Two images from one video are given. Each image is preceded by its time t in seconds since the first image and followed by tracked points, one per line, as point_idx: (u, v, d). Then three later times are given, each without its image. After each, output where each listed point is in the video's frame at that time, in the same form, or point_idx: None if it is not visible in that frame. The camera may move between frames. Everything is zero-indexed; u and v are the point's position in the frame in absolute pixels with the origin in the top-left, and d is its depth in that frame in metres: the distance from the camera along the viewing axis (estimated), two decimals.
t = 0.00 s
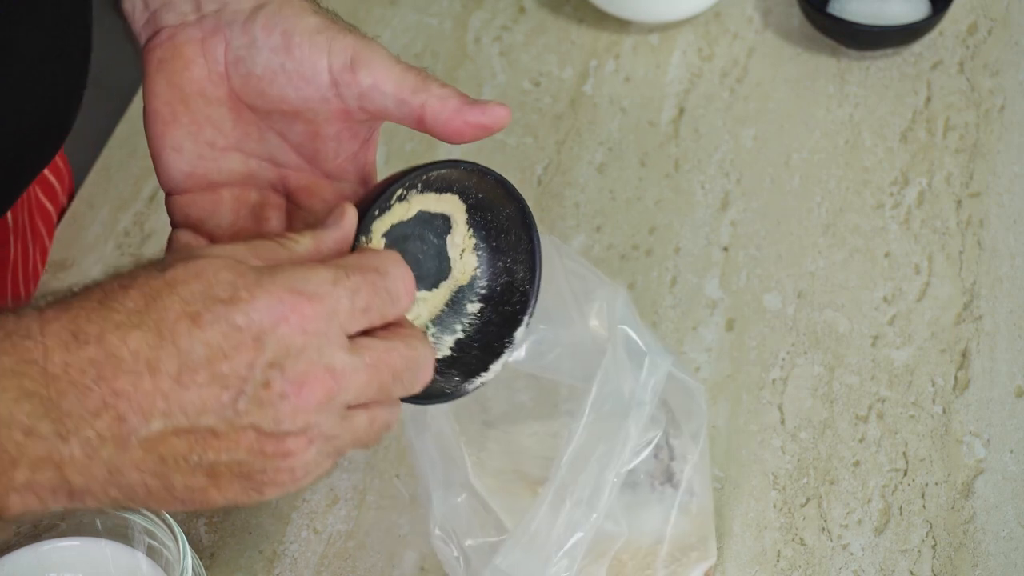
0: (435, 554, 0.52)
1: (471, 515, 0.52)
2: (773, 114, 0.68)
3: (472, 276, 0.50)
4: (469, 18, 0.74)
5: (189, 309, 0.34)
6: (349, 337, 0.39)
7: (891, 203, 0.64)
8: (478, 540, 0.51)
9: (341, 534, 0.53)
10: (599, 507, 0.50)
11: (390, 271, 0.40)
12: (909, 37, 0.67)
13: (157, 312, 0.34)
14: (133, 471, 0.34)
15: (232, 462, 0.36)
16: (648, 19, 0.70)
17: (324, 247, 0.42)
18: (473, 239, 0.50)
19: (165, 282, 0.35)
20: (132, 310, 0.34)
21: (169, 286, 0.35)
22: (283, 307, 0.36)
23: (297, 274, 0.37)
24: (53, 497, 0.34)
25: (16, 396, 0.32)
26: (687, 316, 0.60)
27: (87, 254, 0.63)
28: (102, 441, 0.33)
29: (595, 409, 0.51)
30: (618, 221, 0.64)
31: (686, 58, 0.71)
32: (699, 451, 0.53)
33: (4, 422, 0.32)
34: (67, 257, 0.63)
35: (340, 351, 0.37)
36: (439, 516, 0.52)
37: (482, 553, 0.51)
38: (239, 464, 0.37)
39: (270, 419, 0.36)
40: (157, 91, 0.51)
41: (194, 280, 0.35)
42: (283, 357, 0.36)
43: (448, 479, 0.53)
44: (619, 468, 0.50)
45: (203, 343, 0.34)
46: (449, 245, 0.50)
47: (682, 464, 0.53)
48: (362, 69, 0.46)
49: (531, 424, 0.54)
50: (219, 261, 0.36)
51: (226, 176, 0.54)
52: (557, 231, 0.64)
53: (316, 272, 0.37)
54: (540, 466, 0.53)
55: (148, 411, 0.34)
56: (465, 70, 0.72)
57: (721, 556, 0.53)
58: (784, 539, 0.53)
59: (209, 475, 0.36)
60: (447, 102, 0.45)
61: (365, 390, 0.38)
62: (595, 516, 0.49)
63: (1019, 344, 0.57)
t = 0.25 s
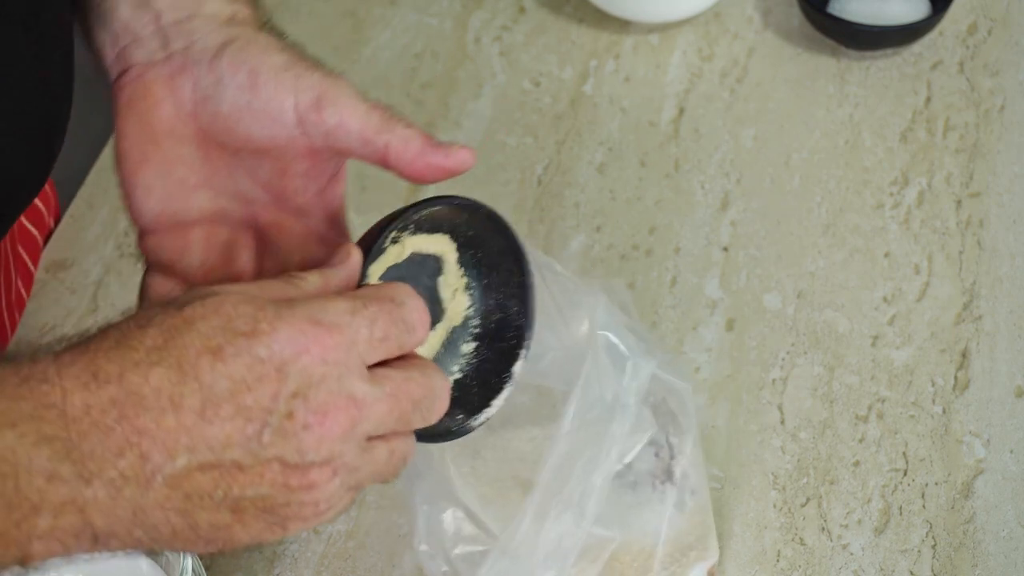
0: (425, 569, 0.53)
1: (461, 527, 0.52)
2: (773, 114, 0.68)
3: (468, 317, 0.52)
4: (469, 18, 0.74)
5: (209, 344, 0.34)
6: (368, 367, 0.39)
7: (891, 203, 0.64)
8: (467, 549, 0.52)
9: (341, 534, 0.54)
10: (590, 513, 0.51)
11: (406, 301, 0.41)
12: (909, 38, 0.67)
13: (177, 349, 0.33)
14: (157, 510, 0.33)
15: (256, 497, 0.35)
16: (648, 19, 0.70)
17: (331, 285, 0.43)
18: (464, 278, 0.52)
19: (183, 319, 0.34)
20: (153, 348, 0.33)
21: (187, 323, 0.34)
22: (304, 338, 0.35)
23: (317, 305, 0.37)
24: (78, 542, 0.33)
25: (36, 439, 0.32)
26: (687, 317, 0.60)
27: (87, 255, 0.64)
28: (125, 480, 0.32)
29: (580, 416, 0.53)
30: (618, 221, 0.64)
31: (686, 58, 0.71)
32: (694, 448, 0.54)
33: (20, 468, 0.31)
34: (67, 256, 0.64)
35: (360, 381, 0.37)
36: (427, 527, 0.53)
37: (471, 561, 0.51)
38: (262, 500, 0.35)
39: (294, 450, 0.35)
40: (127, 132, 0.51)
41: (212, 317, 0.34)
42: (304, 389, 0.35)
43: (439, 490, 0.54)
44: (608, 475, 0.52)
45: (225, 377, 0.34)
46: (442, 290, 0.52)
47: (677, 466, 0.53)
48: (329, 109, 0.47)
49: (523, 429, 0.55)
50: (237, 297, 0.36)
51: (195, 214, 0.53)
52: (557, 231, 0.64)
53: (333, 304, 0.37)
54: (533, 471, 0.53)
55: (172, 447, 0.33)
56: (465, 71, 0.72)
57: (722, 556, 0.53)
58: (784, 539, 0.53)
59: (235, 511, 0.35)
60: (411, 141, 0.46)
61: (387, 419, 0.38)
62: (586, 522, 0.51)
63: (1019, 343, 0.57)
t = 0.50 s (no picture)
0: None
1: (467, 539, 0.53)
2: (773, 114, 0.68)
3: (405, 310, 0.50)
4: (469, 18, 0.74)
5: (159, 357, 0.35)
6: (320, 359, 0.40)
7: (891, 203, 0.64)
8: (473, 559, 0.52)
9: (341, 534, 0.55)
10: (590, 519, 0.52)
11: (343, 289, 0.41)
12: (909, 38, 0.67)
13: (130, 371, 0.35)
14: (137, 536, 0.36)
15: (235, 507, 0.37)
16: (648, 19, 0.70)
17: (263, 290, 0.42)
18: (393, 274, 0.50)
19: (134, 338, 0.35)
20: (105, 370, 0.35)
21: (138, 342, 0.35)
22: (253, 339, 0.36)
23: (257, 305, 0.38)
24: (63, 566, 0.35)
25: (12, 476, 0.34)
26: (687, 316, 0.60)
27: (86, 255, 0.64)
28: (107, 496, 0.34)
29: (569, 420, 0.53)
30: (618, 221, 0.64)
31: (686, 58, 0.71)
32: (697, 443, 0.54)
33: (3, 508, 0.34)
34: (66, 256, 0.64)
35: (316, 372, 0.38)
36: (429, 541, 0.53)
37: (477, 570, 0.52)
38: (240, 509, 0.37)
39: (264, 452, 0.36)
40: (107, 207, 0.53)
41: (161, 331, 0.35)
42: (263, 387, 0.36)
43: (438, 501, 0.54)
44: (604, 480, 0.52)
45: (182, 388, 0.35)
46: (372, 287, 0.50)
47: (679, 463, 0.53)
48: (327, 145, 0.51)
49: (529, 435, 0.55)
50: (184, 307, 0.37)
51: (190, 283, 0.55)
52: (557, 231, 0.64)
53: (274, 300, 0.38)
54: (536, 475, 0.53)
55: (143, 466, 0.34)
56: (464, 71, 0.72)
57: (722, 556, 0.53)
58: (784, 539, 0.53)
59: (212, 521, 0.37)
60: (418, 159, 0.50)
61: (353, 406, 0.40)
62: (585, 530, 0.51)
63: (1019, 343, 0.57)
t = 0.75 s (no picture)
0: None
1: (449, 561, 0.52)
2: (773, 114, 0.68)
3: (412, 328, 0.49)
4: (469, 18, 0.74)
5: (191, 376, 0.36)
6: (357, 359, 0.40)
7: (891, 203, 0.64)
8: None
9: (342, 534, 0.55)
10: (563, 526, 0.51)
11: (357, 284, 0.42)
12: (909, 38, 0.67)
13: (160, 390, 0.35)
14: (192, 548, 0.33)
15: (289, 504, 0.37)
16: (648, 19, 0.70)
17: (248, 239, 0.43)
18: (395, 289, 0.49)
19: (160, 360, 0.36)
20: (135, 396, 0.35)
21: (169, 364, 0.36)
22: (282, 339, 0.38)
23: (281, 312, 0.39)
24: None
25: (55, 490, 0.31)
26: (687, 316, 0.60)
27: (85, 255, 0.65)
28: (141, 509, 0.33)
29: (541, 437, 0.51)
30: (618, 221, 0.64)
31: (686, 58, 0.71)
32: (680, 442, 0.53)
33: (43, 525, 0.30)
34: (66, 256, 0.64)
35: (349, 368, 0.39)
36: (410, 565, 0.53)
37: None
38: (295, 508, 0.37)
39: (306, 441, 0.37)
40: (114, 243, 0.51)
41: (188, 351, 0.37)
42: (295, 380, 0.38)
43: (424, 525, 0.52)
44: (576, 486, 0.52)
45: (215, 400, 0.36)
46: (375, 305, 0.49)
47: (658, 465, 0.52)
48: (330, 167, 0.51)
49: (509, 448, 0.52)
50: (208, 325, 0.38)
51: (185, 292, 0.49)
52: (557, 231, 0.64)
53: (296, 307, 0.40)
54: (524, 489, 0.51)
55: (187, 477, 0.34)
56: (464, 71, 0.72)
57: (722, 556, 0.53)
58: (784, 539, 0.53)
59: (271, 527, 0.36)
60: (423, 179, 0.51)
61: (403, 397, 0.40)
62: (558, 536, 0.51)
63: (1019, 343, 0.58)
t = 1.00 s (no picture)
0: None
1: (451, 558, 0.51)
2: (773, 114, 0.68)
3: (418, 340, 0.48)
4: (469, 18, 0.74)
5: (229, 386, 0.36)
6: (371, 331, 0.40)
7: (891, 203, 0.64)
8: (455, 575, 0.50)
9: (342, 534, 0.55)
10: (566, 525, 0.51)
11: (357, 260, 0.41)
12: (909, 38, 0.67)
13: (208, 373, 0.36)
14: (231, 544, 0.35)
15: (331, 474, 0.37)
16: (648, 19, 0.70)
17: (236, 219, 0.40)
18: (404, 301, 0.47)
19: (205, 345, 0.37)
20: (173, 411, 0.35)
21: (212, 347, 0.37)
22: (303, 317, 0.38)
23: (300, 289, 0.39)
24: None
25: (126, 472, 0.34)
26: (687, 317, 0.60)
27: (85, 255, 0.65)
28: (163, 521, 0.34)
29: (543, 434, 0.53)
30: (618, 221, 0.64)
31: (686, 58, 0.71)
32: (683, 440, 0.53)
33: (125, 504, 0.33)
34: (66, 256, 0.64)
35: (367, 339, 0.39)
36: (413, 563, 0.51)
37: None
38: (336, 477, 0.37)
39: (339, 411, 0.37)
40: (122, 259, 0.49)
41: (230, 334, 0.37)
42: (323, 354, 0.37)
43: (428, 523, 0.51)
44: (580, 485, 0.52)
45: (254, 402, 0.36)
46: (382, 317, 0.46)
47: (659, 466, 0.52)
48: (339, 174, 0.50)
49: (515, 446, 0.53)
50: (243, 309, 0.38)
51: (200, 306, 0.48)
52: (557, 231, 0.64)
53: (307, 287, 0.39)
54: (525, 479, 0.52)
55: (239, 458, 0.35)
56: (464, 72, 0.72)
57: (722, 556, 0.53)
58: (784, 539, 0.53)
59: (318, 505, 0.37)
60: (431, 184, 0.51)
61: (416, 363, 0.39)
62: (561, 535, 0.51)
63: (1019, 344, 0.58)
